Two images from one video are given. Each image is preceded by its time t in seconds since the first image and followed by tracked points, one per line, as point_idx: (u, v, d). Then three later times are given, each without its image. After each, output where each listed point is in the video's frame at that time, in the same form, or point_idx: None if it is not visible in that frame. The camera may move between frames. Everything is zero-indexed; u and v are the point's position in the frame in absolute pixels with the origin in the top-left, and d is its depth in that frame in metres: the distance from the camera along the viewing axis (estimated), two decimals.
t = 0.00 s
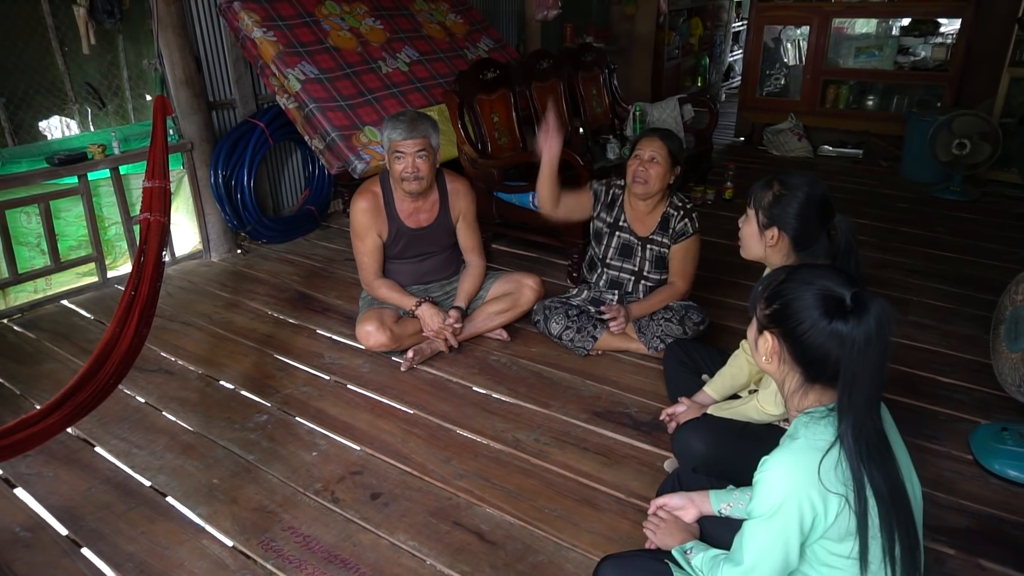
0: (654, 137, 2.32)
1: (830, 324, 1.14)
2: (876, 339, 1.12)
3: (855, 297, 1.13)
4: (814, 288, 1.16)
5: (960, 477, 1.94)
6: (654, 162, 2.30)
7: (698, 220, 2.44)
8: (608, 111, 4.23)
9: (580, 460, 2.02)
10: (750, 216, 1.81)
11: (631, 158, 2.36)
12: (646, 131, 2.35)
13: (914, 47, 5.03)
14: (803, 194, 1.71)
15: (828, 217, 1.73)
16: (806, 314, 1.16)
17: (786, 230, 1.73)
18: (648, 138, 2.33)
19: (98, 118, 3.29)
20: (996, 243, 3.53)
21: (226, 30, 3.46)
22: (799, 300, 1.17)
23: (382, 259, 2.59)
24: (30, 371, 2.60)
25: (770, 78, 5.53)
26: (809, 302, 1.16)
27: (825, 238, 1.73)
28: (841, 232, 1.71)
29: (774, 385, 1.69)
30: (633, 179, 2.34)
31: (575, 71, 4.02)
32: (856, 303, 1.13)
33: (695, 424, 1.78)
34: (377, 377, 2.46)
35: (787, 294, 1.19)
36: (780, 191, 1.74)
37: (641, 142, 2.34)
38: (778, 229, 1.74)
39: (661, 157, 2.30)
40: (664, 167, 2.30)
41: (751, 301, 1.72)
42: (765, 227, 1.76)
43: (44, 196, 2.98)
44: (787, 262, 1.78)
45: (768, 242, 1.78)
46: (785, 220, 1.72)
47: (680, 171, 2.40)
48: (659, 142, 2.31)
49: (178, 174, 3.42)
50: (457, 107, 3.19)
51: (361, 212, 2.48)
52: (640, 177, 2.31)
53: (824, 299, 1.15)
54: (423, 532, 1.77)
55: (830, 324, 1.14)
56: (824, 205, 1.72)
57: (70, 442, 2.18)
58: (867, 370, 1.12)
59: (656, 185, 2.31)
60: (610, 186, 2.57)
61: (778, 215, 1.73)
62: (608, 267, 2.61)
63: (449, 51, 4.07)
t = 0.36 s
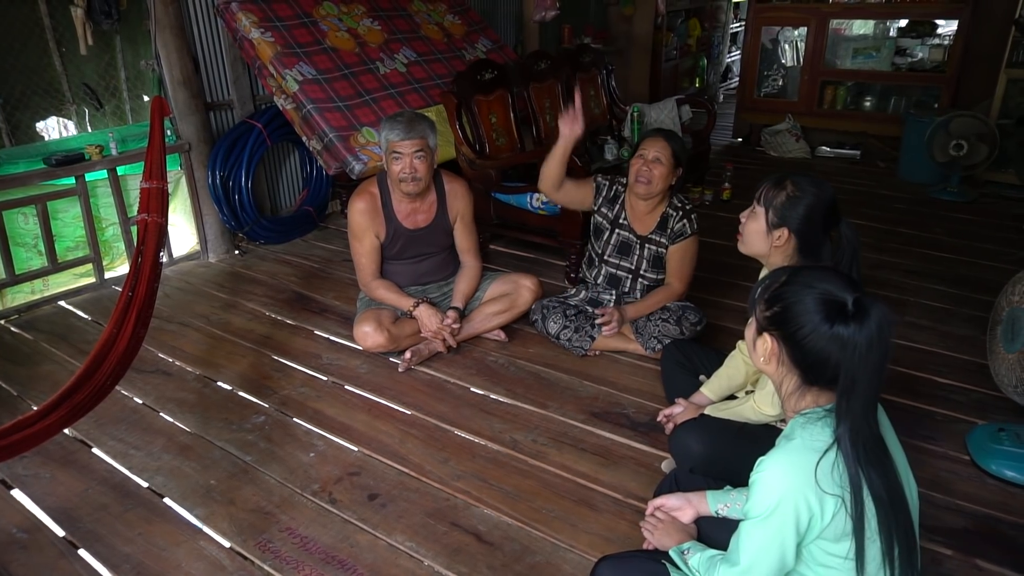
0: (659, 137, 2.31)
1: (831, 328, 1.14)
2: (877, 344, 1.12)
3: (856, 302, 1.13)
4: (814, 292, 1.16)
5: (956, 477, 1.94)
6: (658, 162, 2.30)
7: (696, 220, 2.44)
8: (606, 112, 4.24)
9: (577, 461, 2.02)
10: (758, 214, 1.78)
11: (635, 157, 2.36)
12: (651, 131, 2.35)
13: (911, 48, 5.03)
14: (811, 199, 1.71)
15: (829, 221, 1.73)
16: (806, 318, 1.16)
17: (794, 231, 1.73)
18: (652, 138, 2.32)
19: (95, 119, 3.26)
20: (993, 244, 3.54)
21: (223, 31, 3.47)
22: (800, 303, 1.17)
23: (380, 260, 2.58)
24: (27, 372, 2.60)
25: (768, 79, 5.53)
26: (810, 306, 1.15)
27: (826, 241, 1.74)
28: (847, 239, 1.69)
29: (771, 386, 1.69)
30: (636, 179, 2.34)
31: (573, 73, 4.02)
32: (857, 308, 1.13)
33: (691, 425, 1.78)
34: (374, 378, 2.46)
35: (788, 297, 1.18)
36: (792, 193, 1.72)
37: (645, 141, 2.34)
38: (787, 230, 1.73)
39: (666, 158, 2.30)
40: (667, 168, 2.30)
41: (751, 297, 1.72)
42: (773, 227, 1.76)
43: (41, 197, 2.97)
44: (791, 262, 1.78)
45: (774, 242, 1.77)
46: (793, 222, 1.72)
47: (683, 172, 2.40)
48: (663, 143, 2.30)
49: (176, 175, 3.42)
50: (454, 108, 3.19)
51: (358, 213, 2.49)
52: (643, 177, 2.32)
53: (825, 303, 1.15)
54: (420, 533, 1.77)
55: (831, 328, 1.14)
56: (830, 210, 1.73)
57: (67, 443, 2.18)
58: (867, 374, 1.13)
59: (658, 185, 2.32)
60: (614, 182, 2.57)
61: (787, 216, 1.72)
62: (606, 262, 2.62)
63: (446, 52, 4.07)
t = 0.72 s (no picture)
0: (660, 136, 2.32)
1: (830, 331, 1.14)
2: (876, 346, 1.12)
3: (855, 304, 1.13)
4: (814, 295, 1.16)
5: (955, 478, 1.94)
6: (660, 160, 2.30)
7: (695, 220, 2.43)
8: (604, 113, 4.24)
9: (576, 461, 2.02)
10: (765, 212, 1.78)
11: (636, 155, 2.35)
12: (651, 130, 2.35)
13: (909, 49, 5.04)
14: (818, 203, 1.69)
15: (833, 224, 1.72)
16: (805, 321, 1.16)
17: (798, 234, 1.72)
18: (653, 137, 2.32)
19: (93, 120, 3.27)
20: (990, 244, 3.54)
21: (221, 31, 3.47)
22: (799, 306, 1.16)
23: (378, 261, 2.58)
24: (25, 373, 2.59)
25: (766, 80, 5.54)
26: (809, 309, 1.15)
27: (829, 246, 1.73)
28: (849, 247, 1.71)
29: (770, 386, 1.69)
30: (637, 177, 2.33)
31: (572, 73, 4.03)
32: (857, 311, 1.13)
33: (690, 425, 1.78)
34: (373, 379, 2.45)
35: (787, 300, 1.18)
36: (800, 196, 1.71)
37: (646, 140, 2.34)
38: (790, 231, 1.73)
39: (667, 157, 2.30)
40: (668, 167, 2.30)
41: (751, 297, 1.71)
42: (776, 228, 1.75)
43: (38, 198, 2.95)
44: (791, 262, 1.79)
45: (776, 242, 1.77)
46: (797, 223, 1.71)
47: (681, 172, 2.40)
48: (664, 141, 2.31)
49: (174, 176, 3.42)
50: (452, 108, 3.19)
51: (356, 214, 2.49)
52: (644, 175, 2.31)
53: (824, 306, 1.15)
54: (418, 534, 1.77)
55: (830, 331, 1.14)
56: (836, 214, 1.71)
57: (64, 444, 2.17)
58: (866, 376, 1.13)
59: (658, 185, 2.32)
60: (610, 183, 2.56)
61: (791, 217, 1.72)
62: (604, 264, 2.62)
63: (445, 52, 4.07)
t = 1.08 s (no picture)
0: (659, 138, 2.31)
1: (826, 331, 1.14)
2: (872, 346, 1.12)
3: (851, 304, 1.13)
4: (809, 294, 1.16)
5: (954, 478, 1.94)
6: (658, 162, 2.29)
7: (694, 222, 2.44)
8: (604, 113, 4.24)
9: (575, 462, 2.02)
10: (772, 210, 1.79)
11: (633, 157, 2.35)
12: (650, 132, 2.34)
13: (908, 50, 5.05)
14: (826, 206, 1.69)
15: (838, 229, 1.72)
16: (801, 321, 1.16)
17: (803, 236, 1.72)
18: (652, 138, 2.32)
19: (92, 120, 3.27)
20: (990, 245, 3.54)
21: (220, 31, 3.47)
22: (795, 306, 1.16)
23: (377, 261, 2.58)
24: (23, 373, 2.59)
25: (765, 80, 5.55)
26: (805, 309, 1.15)
27: (833, 249, 1.73)
28: (855, 253, 1.71)
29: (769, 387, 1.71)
30: (635, 179, 2.34)
31: (571, 73, 4.03)
32: (852, 310, 1.13)
33: (689, 426, 1.78)
34: (372, 379, 2.45)
35: (782, 300, 1.18)
36: (811, 198, 1.70)
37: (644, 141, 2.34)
38: (796, 232, 1.73)
39: (666, 159, 2.30)
40: (666, 169, 2.30)
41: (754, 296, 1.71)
42: (782, 227, 1.75)
43: (37, 198, 2.95)
44: (794, 263, 1.79)
45: (780, 241, 1.77)
46: (804, 224, 1.71)
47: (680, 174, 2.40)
48: (663, 144, 2.30)
49: (173, 176, 3.42)
50: (451, 108, 3.19)
51: (355, 214, 2.48)
52: (641, 177, 2.31)
53: (820, 305, 1.15)
54: (418, 534, 1.77)
55: (826, 330, 1.14)
56: (843, 219, 1.71)
57: (63, 445, 2.17)
58: (863, 376, 1.13)
59: (656, 186, 2.32)
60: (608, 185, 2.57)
61: (798, 218, 1.72)
62: (602, 266, 2.61)
63: (444, 53, 4.07)
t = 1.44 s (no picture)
0: (652, 142, 2.31)
1: (825, 331, 1.14)
2: (872, 346, 1.12)
3: (850, 305, 1.13)
4: (809, 295, 1.16)
5: (954, 478, 1.95)
6: (654, 166, 2.30)
7: (690, 221, 2.46)
8: (603, 113, 4.24)
9: (575, 462, 2.02)
10: (774, 211, 1.79)
11: (625, 165, 2.34)
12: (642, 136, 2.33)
13: (907, 51, 5.06)
14: (828, 208, 1.70)
15: (842, 231, 1.73)
16: (801, 321, 1.16)
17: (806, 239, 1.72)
18: (644, 143, 2.31)
19: (92, 119, 3.27)
20: (989, 246, 3.55)
21: (220, 31, 3.47)
22: (795, 306, 1.17)
23: (377, 261, 2.58)
24: (23, 373, 2.59)
25: (765, 81, 5.55)
26: (805, 309, 1.16)
27: (836, 251, 1.73)
28: (859, 254, 1.69)
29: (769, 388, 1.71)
30: (633, 188, 2.33)
31: (570, 73, 4.03)
32: (851, 311, 1.13)
33: (689, 426, 1.78)
34: (372, 379, 2.45)
35: (782, 300, 1.19)
36: (813, 199, 1.71)
37: (633, 149, 2.33)
38: (798, 233, 1.73)
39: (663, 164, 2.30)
40: (663, 172, 2.31)
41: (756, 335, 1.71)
42: (783, 229, 1.76)
43: (38, 198, 2.95)
44: (796, 264, 1.79)
45: (782, 243, 1.78)
46: (805, 226, 1.71)
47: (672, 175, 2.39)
48: (658, 148, 2.30)
49: (173, 176, 3.42)
50: (452, 109, 3.20)
51: (356, 214, 2.48)
52: (641, 183, 2.31)
53: (819, 306, 1.15)
54: (418, 534, 1.77)
55: (826, 331, 1.14)
56: (846, 221, 1.72)
57: (63, 445, 2.17)
58: (862, 376, 1.13)
59: (656, 190, 2.32)
60: (592, 208, 2.54)
61: (799, 220, 1.72)
62: (601, 274, 2.60)
63: (444, 53, 4.07)
